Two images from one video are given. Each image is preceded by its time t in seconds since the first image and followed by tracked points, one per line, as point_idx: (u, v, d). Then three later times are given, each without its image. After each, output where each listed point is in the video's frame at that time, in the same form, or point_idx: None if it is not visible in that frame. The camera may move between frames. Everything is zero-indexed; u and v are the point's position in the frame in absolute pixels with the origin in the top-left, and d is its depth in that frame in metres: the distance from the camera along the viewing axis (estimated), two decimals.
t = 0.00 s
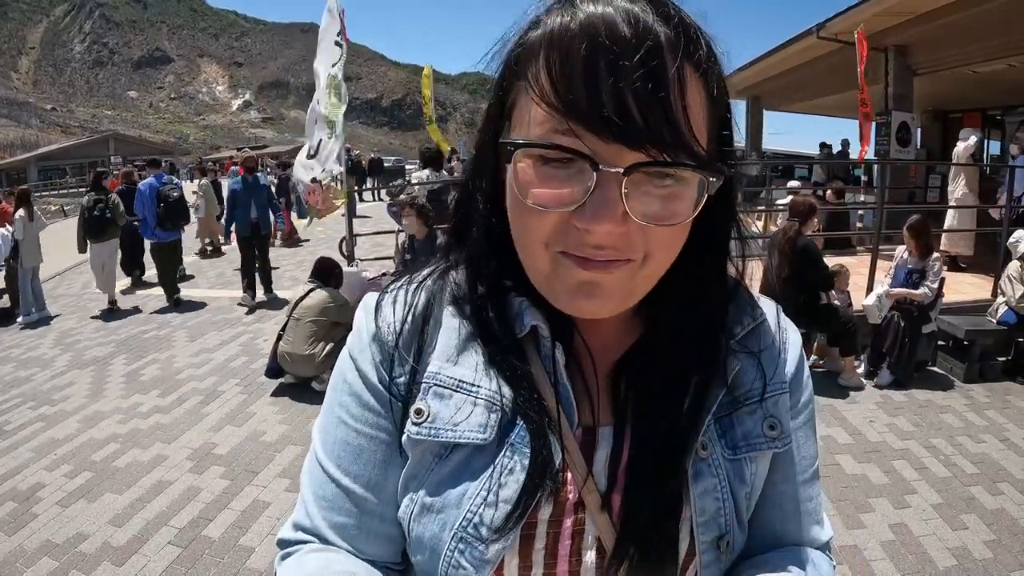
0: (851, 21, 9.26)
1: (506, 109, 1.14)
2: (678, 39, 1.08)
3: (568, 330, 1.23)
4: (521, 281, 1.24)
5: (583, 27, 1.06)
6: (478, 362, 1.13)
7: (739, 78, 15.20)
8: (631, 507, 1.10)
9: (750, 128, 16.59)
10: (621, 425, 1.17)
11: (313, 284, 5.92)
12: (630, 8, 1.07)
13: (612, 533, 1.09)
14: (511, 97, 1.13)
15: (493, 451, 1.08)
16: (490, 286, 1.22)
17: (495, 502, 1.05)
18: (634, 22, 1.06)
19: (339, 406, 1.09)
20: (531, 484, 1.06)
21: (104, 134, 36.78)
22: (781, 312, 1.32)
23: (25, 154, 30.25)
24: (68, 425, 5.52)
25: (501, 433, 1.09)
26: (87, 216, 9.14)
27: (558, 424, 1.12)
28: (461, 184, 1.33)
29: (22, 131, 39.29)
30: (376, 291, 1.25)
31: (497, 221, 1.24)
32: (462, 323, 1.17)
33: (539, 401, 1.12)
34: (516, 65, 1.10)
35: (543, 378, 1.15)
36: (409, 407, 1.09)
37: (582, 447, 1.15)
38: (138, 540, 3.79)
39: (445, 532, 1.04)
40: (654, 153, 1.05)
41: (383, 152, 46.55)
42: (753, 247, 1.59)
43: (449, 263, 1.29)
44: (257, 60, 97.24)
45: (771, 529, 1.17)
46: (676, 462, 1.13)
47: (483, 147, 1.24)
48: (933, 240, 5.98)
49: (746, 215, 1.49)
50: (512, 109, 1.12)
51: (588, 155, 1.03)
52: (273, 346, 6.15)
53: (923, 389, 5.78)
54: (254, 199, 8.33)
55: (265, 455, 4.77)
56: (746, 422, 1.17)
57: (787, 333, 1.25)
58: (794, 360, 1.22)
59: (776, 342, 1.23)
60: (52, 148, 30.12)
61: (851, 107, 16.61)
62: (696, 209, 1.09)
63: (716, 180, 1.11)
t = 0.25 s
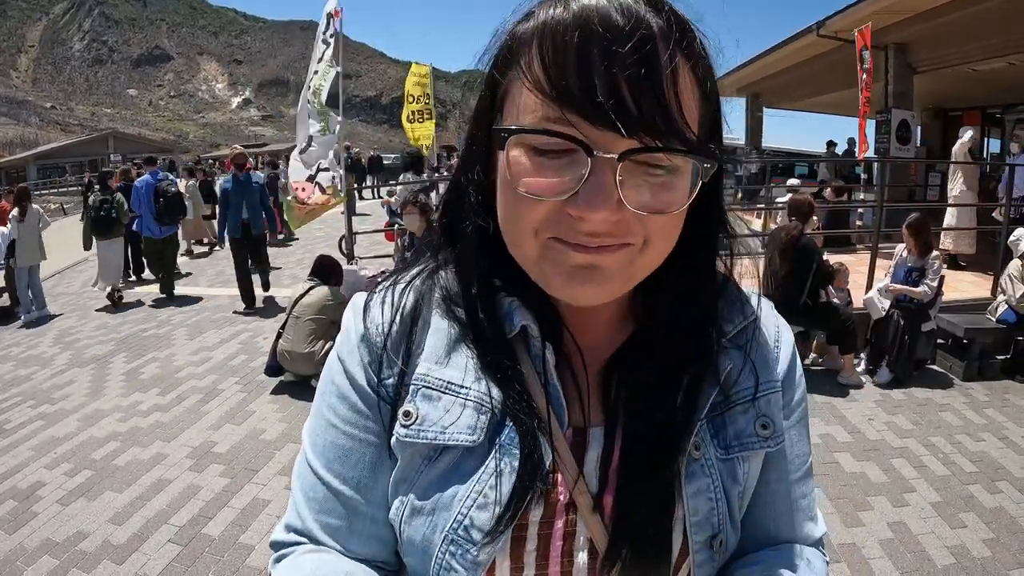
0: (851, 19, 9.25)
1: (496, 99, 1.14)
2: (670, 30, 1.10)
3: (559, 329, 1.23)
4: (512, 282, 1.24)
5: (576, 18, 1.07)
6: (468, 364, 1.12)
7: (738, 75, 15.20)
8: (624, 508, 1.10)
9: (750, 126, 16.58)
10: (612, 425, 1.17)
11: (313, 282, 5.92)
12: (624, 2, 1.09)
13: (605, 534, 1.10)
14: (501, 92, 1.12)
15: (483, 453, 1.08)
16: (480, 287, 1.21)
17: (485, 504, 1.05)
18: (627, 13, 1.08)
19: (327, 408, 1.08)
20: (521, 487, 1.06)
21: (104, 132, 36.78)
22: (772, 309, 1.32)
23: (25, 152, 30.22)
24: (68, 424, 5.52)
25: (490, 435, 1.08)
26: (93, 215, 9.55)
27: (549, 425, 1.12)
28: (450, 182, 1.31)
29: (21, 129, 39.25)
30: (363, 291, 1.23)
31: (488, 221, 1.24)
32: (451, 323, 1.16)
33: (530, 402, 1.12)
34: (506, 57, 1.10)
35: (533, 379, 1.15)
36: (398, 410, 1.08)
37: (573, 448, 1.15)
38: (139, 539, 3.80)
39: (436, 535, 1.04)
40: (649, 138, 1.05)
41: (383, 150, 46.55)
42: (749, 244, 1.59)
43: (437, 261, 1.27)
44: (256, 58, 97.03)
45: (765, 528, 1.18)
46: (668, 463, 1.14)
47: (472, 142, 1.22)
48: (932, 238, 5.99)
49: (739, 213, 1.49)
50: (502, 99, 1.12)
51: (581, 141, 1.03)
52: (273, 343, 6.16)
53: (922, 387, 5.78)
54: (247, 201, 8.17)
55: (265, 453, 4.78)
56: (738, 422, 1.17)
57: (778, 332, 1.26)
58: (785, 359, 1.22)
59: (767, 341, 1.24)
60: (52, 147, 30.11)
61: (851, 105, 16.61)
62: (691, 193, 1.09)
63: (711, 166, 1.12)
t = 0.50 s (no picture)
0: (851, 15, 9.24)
1: (483, 105, 1.13)
2: (656, 36, 1.09)
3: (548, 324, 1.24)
4: (500, 277, 1.24)
5: (563, 23, 1.05)
6: (458, 360, 1.13)
7: (738, 72, 15.19)
8: (614, 500, 1.11)
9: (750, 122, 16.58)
10: (601, 417, 1.18)
11: (312, 278, 5.92)
12: (609, 5, 1.08)
13: (596, 525, 1.11)
14: (488, 100, 1.12)
15: (475, 447, 1.09)
16: (468, 284, 1.22)
17: (478, 498, 1.06)
18: (613, 18, 1.06)
19: (320, 406, 1.10)
20: (514, 481, 1.07)
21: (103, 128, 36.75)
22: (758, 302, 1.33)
23: (24, 149, 30.16)
24: (69, 420, 5.54)
25: (481, 429, 1.10)
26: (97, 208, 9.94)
27: (539, 419, 1.13)
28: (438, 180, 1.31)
29: (21, 126, 39.19)
30: (354, 289, 1.25)
31: (477, 219, 1.25)
32: (441, 320, 1.17)
33: (519, 396, 1.13)
34: (493, 62, 1.09)
35: (522, 373, 1.16)
36: (390, 406, 1.10)
37: (563, 441, 1.16)
38: (140, 534, 3.81)
39: (430, 528, 1.05)
40: (637, 147, 1.06)
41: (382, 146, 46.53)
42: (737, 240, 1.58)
43: (424, 260, 1.28)
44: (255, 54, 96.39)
45: (754, 516, 1.19)
46: (658, 455, 1.15)
47: (462, 143, 1.23)
48: (931, 235, 6.02)
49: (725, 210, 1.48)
50: (489, 104, 1.11)
51: (569, 150, 1.03)
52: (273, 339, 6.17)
53: (920, 384, 5.80)
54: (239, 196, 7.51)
55: (265, 448, 4.80)
56: (726, 412, 1.18)
57: (765, 323, 1.27)
58: (772, 349, 1.23)
59: (753, 333, 1.25)
60: (51, 143, 30.09)
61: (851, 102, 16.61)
62: (677, 202, 1.10)
63: (696, 172, 1.12)
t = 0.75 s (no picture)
0: (850, 12, 9.24)
1: (480, 101, 1.13)
2: (655, 29, 1.09)
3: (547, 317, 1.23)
4: (498, 271, 1.24)
5: (561, 17, 1.05)
6: (457, 354, 1.13)
7: (738, 67, 15.17)
8: (615, 493, 1.12)
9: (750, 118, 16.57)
10: (602, 410, 1.17)
11: (313, 272, 5.92)
12: None
13: (597, 517, 1.12)
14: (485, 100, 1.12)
15: (475, 442, 1.09)
16: (466, 278, 1.21)
17: (480, 493, 1.07)
18: (612, 12, 1.06)
19: (319, 404, 1.11)
20: (516, 477, 1.07)
21: (102, 123, 36.70)
22: (753, 294, 1.34)
23: (23, 145, 30.11)
24: (70, 415, 5.55)
25: (482, 424, 1.10)
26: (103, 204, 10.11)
27: (539, 412, 1.13)
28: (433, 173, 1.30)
29: (20, 122, 39.11)
30: (350, 286, 1.25)
31: (474, 214, 1.25)
32: (440, 316, 1.17)
33: (519, 390, 1.13)
34: (490, 57, 1.08)
35: (521, 367, 1.16)
36: (390, 403, 1.11)
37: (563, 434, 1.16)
38: (142, 529, 3.83)
39: (432, 524, 1.06)
40: (637, 142, 1.06)
41: (383, 142, 46.52)
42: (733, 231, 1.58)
43: (421, 254, 1.27)
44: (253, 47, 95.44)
45: (752, 505, 1.21)
46: (658, 448, 1.15)
47: (455, 139, 1.22)
48: (931, 231, 6.02)
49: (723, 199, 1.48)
50: (487, 103, 1.11)
51: (568, 147, 1.03)
52: (274, 334, 6.18)
53: (920, 380, 5.81)
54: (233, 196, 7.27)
55: (266, 443, 4.81)
56: (724, 404, 1.19)
57: (761, 315, 1.28)
58: (768, 341, 1.25)
59: (750, 325, 1.26)
60: (50, 138, 30.06)
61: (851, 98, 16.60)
62: (675, 197, 1.11)
63: (694, 166, 1.13)
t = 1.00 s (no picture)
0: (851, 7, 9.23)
1: (472, 86, 1.12)
2: (649, 9, 1.08)
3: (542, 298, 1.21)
4: (492, 253, 1.23)
5: None
6: (452, 337, 1.13)
7: (739, 61, 15.14)
8: (615, 472, 1.10)
9: (750, 113, 16.55)
10: (599, 391, 1.16)
11: (313, 265, 5.91)
12: None
13: (596, 498, 1.11)
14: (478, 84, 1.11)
15: (472, 425, 1.09)
16: (460, 260, 1.20)
17: (479, 476, 1.06)
18: None
19: (316, 391, 1.11)
20: (514, 458, 1.07)
21: (101, 118, 36.63)
22: (747, 272, 1.34)
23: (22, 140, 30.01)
24: (70, 409, 5.56)
25: (479, 406, 1.10)
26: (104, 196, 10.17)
27: (536, 394, 1.12)
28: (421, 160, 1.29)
29: (19, 117, 39.01)
30: (344, 272, 1.24)
31: (467, 196, 1.23)
32: (434, 298, 1.16)
33: (515, 371, 1.12)
34: (481, 42, 1.08)
35: (517, 349, 1.15)
36: (386, 387, 1.11)
37: (562, 415, 1.15)
38: (143, 521, 3.84)
39: (432, 508, 1.07)
40: (632, 122, 1.06)
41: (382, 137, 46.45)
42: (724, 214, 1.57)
43: (413, 240, 1.26)
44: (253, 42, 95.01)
45: (750, 482, 1.21)
46: (657, 428, 1.14)
47: (439, 128, 1.21)
48: (931, 225, 6.02)
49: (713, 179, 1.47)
50: (479, 87, 1.10)
51: (562, 128, 1.03)
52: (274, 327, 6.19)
53: (919, 373, 5.82)
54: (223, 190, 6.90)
55: (267, 436, 4.82)
56: (721, 382, 1.19)
57: (755, 293, 1.28)
58: (763, 319, 1.24)
59: (745, 303, 1.26)
60: (50, 133, 30.02)
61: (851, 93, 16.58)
62: (669, 177, 1.10)
63: (689, 146, 1.13)
